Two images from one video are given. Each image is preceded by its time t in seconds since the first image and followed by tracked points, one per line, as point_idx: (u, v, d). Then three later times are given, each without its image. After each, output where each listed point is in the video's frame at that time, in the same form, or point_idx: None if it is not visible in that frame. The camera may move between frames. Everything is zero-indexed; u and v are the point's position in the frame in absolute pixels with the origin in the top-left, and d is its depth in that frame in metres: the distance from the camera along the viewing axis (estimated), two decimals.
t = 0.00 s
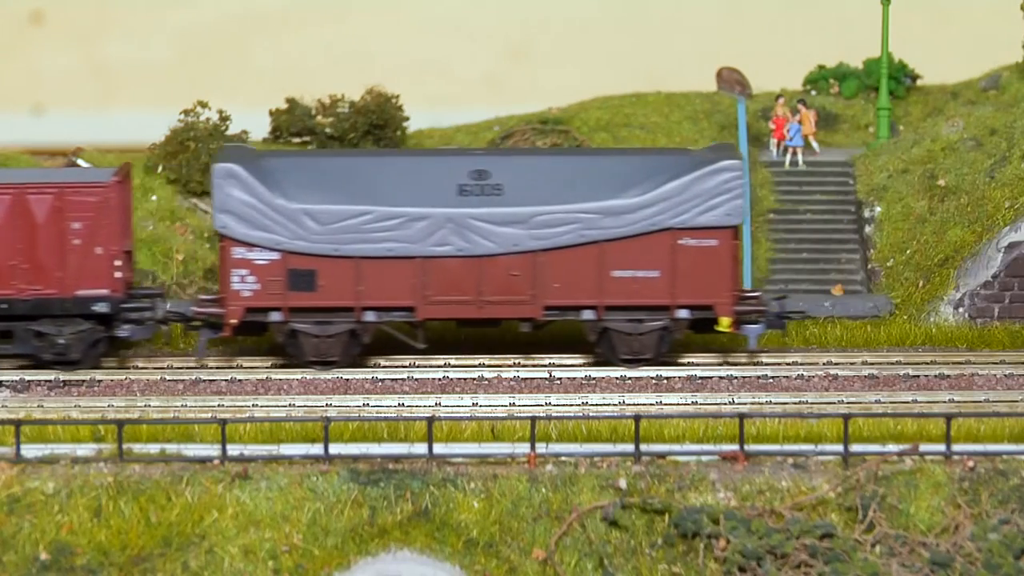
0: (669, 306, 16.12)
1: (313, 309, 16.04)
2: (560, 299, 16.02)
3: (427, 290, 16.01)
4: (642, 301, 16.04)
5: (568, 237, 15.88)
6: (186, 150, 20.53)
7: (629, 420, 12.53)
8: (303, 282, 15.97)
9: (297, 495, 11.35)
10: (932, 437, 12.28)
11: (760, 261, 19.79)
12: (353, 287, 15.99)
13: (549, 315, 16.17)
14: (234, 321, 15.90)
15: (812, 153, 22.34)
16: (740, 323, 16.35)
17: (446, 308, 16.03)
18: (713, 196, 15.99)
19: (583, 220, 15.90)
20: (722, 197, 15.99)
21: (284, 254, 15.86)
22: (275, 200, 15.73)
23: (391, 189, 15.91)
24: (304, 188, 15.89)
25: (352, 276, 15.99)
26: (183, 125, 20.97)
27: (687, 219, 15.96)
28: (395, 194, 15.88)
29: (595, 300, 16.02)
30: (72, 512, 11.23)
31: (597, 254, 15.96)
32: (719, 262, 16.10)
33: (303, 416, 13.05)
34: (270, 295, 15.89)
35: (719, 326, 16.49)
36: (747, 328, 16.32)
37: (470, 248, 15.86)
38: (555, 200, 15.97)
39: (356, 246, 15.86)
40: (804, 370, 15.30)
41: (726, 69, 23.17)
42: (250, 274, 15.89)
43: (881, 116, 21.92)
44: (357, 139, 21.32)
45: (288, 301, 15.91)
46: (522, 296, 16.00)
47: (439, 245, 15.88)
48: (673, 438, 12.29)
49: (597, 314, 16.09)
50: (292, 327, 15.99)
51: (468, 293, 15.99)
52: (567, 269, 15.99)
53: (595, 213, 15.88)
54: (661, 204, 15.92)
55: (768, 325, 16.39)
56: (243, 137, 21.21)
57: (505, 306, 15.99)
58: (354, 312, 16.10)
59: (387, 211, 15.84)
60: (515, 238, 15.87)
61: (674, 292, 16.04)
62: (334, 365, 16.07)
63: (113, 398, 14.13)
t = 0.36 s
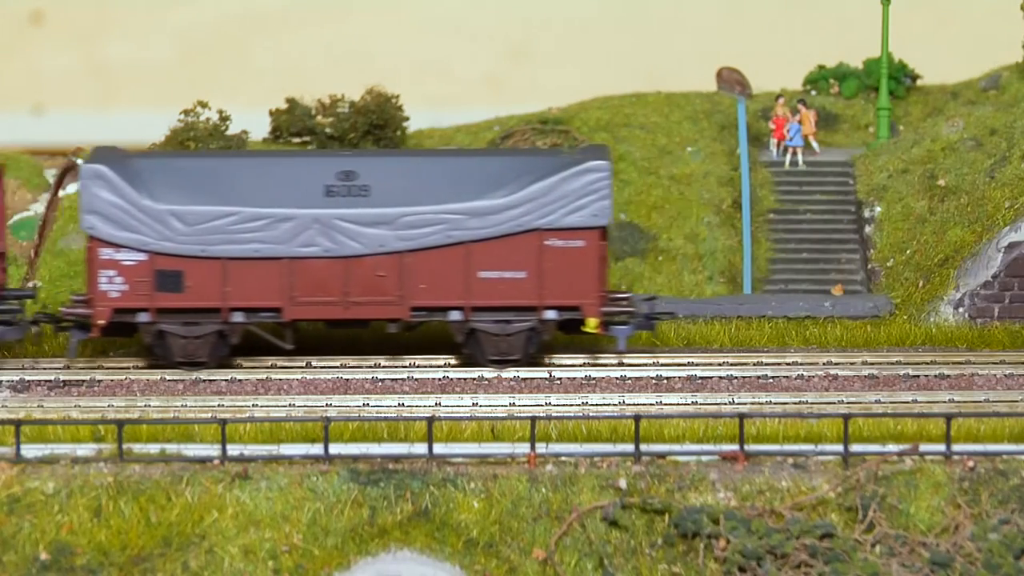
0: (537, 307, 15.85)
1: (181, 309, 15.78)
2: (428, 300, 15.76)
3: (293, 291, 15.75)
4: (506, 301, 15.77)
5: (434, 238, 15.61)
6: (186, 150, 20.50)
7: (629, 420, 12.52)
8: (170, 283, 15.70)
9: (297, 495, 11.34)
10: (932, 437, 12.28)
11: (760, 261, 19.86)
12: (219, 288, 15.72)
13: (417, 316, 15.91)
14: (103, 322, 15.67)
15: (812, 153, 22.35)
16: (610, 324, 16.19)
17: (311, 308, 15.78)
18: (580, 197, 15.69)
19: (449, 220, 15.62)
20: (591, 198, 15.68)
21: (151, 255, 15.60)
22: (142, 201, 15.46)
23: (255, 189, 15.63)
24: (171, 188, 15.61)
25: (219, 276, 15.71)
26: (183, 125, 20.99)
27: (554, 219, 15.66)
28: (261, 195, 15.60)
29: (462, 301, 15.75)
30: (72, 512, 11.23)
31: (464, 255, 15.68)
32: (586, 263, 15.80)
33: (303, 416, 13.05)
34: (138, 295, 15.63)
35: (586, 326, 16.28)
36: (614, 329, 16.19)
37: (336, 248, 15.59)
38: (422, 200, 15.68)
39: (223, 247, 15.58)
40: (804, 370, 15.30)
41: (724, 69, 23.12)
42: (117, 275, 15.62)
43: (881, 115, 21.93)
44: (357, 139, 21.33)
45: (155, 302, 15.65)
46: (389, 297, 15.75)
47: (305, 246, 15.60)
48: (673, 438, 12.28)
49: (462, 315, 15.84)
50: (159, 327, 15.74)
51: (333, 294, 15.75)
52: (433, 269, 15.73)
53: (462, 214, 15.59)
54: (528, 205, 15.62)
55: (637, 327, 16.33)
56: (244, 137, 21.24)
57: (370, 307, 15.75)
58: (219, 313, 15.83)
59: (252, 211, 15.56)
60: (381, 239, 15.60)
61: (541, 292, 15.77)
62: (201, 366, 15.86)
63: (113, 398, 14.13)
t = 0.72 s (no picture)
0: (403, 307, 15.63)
1: (49, 309, 15.51)
2: (293, 301, 15.48)
3: (160, 292, 15.43)
4: (372, 302, 15.52)
5: (300, 239, 15.34)
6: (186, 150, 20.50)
7: (629, 420, 12.52)
8: (38, 283, 15.42)
9: (297, 495, 11.34)
10: (932, 437, 12.28)
11: (760, 261, 19.87)
12: (87, 288, 15.43)
13: (284, 318, 15.62)
14: None
15: (812, 153, 22.35)
16: (477, 325, 16.05)
17: (177, 309, 15.45)
18: (446, 197, 15.48)
19: (314, 221, 15.35)
20: (456, 198, 15.49)
21: (20, 256, 15.30)
22: (7, 201, 15.17)
23: (126, 189, 15.33)
24: (39, 190, 15.31)
25: (87, 276, 15.42)
26: (183, 126, 21.00)
27: (419, 219, 15.43)
28: (128, 195, 15.30)
29: (327, 302, 15.49)
30: (72, 512, 11.23)
31: (328, 256, 15.42)
32: (452, 264, 15.60)
33: (303, 416, 13.05)
34: (5, 296, 15.34)
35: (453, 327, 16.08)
36: (481, 330, 16.04)
37: (202, 249, 15.28)
38: (287, 201, 15.41)
39: (89, 247, 15.29)
40: (804, 370, 15.31)
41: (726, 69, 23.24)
42: None
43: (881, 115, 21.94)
44: (357, 139, 21.35)
45: (23, 303, 15.37)
46: (255, 298, 15.44)
47: (171, 247, 15.28)
48: (673, 438, 12.28)
49: (330, 315, 15.58)
50: (26, 328, 15.52)
51: (200, 294, 15.41)
52: (301, 270, 15.44)
53: (327, 214, 15.33)
54: (393, 205, 15.38)
55: (505, 327, 16.09)
56: (244, 137, 21.26)
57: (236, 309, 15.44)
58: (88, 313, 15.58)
59: (119, 212, 15.27)
60: (247, 240, 15.30)
61: (406, 292, 15.54)
62: (70, 367, 15.70)
63: (113, 398, 14.13)
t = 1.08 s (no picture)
0: (268, 307, 15.62)
1: None
2: (159, 301, 15.42)
3: (26, 293, 15.34)
4: (239, 302, 15.50)
5: (164, 240, 15.28)
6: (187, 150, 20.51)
7: (629, 420, 12.51)
8: None
9: (297, 495, 11.34)
10: (932, 437, 12.28)
11: (760, 261, 19.87)
12: None
13: (150, 319, 15.56)
14: None
15: (812, 153, 22.34)
16: (345, 326, 16.02)
17: (43, 310, 15.39)
18: (310, 198, 15.42)
19: (179, 222, 15.28)
20: (319, 199, 15.43)
21: None
22: None
23: None
24: None
25: None
26: (183, 125, 21.00)
27: (283, 220, 15.39)
28: None
29: (193, 303, 15.44)
30: (72, 512, 11.23)
31: (192, 257, 15.36)
32: (317, 264, 15.57)
33: (303, 416, 13.04)
34: None
35: (320, 327, 16.06)
36: (350, 331, 15.99)
37: (68, 250, 15.23)
38: (150, 201, 15.33)
39: None
40: (804, 370, 15.31)
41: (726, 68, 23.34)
42: None
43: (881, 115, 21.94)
44: (357, 139, 21.40)
45: None
46: (120, 299, 15.36)
47: (37, 249, 15.21)
48: (673, 438, 12.28)
49: (196, 316, 15.57)
50: None
51: (66, 296, 15.36)
52: (164, 270, 15.38)
53: (191, 216, 15.26)
54: (256, 206, 15.32)
55: (374, 327, 16.01)
56: (243, 136, 21.33)
57: (102, 310, 15.40)
58: None
59: None
60: (113, 241, 15.24)
61: (271, 293, 15.52)
62: None
63: (113, 398, 14.13)
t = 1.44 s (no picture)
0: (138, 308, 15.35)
1: None
2: (31, 303, 15.12)
3: None
4: (107, 304, 15.21)
5: (34, 241, 14.99)
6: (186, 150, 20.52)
7: (629, 420, 12.51)
8: None
9: (297, 495, 11.34)
10: (932, 437, 12.27)
11: (760, 261, 19.87)
12: None
13: (21, 319, 15.30)
14: None
15: (812, 153, 22.34)
16: (217, 327, 15.85)
17: None
18: (182, 199, 15.15)
19: (51, 223, 14.98)
20: (191, 200, 15.17)
21: None
22: None
23: None
24: None
25: None
26: (183, 125, 21.02)
27: (154, 221, 15.11)
28: None
29: (64, 304, 15.15)
30: (72, 512, 11.23)
31: (64, 258, 15.07)
32: (185, 265, 15.31)
33: (303, 416, 13.04)
34: None
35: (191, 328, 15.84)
36: (220, 333, 15.84)
37: None
38: (20, 201, 15.01)
39: None
40: (804, 370, 15.31)
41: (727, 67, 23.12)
42: None
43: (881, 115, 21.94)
44: (357, 140, 21.40)
45: None
46: None
47: None
48: (673, 438, 12.28)
49: (67, 317, 15.30)
50: None
51: None
52: (37, 271, 15.07)
53: (62, 217, 14.97)
54: (126, 207, 15.03)
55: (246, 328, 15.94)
56: (243, 136, 21.39)
57: None
58: None
59: None
60: None
61: (141, 294, 15.26)
62: None
63: (113, 398, 14.13)
